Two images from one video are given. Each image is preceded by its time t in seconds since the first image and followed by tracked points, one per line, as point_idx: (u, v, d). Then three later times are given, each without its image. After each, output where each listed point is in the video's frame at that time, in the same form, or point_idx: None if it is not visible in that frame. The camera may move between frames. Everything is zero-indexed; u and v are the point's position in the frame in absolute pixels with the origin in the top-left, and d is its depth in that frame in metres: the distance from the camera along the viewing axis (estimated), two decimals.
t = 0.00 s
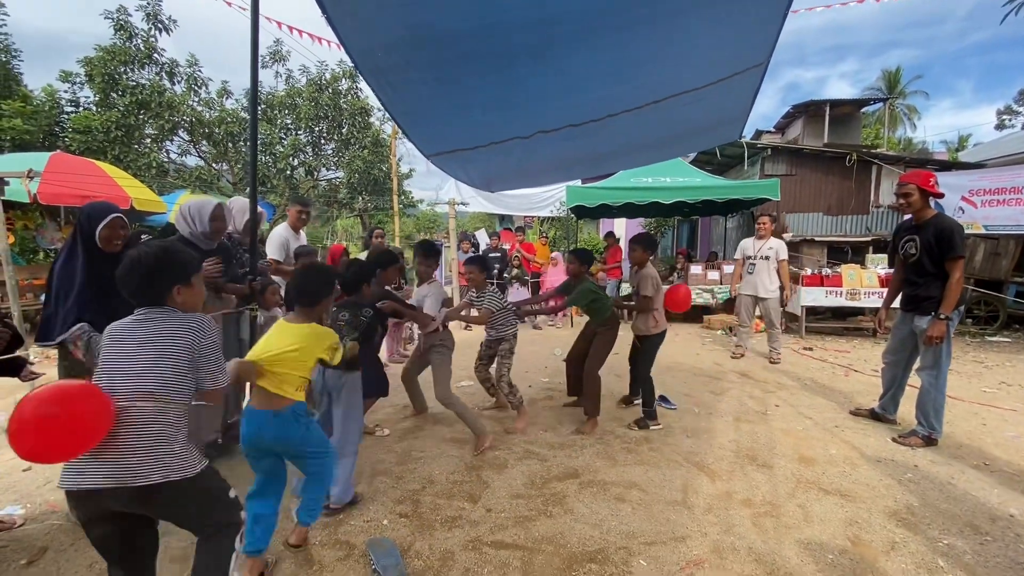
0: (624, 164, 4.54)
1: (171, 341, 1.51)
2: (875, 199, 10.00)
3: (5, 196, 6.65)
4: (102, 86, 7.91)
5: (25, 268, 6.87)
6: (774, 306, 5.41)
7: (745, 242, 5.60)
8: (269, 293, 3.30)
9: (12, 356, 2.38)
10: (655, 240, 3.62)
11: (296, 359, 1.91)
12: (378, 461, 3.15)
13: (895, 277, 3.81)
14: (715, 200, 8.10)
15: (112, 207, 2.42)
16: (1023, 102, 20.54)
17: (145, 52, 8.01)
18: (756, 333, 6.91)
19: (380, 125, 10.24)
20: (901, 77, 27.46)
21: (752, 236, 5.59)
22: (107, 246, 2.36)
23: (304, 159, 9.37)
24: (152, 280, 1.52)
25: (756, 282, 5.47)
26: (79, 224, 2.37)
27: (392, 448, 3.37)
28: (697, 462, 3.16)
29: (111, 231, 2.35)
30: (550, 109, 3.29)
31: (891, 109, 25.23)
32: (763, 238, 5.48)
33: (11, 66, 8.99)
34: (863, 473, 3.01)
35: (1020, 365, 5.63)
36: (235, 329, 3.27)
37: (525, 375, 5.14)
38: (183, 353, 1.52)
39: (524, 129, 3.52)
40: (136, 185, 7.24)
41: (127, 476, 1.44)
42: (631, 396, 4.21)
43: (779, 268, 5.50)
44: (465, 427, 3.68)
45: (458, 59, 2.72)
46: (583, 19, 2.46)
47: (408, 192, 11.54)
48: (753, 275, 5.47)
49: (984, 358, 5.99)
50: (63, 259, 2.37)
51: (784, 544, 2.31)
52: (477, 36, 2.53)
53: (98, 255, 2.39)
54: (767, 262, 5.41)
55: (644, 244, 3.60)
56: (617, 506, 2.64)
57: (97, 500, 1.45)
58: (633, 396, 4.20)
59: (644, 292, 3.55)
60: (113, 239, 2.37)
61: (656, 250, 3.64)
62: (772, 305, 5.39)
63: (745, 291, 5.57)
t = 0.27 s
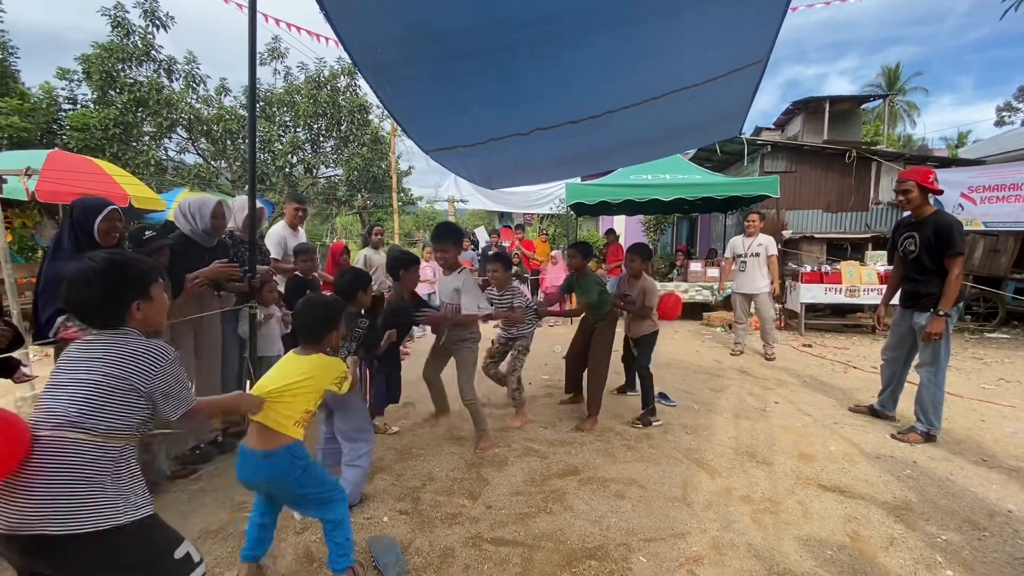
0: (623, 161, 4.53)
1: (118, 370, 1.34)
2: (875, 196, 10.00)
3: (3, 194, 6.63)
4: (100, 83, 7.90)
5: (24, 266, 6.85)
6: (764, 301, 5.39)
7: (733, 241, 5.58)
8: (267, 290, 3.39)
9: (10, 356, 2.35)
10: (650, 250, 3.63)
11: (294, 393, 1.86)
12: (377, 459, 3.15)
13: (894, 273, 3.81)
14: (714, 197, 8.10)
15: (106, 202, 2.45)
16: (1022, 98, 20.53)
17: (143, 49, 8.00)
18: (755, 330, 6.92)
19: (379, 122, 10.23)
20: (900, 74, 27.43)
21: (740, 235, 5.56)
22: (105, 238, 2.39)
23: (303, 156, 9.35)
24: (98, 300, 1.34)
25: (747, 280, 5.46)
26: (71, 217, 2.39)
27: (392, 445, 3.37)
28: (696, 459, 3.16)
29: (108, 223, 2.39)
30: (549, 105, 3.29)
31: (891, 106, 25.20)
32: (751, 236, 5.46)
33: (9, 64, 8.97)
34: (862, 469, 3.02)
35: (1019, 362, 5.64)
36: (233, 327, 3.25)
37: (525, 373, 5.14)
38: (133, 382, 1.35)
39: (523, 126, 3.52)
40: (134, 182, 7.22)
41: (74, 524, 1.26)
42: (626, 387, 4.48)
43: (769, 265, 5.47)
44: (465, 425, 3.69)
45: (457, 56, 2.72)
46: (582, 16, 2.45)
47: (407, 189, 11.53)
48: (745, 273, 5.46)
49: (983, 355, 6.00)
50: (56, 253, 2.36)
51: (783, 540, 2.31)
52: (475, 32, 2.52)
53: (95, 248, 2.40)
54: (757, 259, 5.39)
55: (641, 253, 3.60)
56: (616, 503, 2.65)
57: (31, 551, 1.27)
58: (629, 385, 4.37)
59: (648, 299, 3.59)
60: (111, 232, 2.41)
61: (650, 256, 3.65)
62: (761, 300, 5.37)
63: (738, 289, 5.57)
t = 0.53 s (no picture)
0: (622, 158, 4.53)
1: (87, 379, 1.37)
2: (873, 193, 10.01)
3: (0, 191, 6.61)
4: (97, 80, 7.86)
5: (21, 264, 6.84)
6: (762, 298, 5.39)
7: (728, 239, 5.53)
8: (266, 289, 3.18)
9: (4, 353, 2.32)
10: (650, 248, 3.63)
11: (236, 374, 1.85)
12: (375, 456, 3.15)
13: (891, 271, 3.81)
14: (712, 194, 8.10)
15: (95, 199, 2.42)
16: (1019, 96, 20.56)
17: (140, 46, 7.97)
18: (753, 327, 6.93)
19: (377, 119, 10.21)
20: (899, 71, 27.44)
21: (735, 233, 5.52)
22: (96, 236, 2.37)
23: (301, 154, 9.32)
24: (56, 314, 1.34)
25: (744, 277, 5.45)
26: (61, 215, 2.37)
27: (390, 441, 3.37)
28: (694, 456, 3.17)
29: (99, 221, 2.37)
30: (548, 102, 3.28)
31: (889, 104, 25.20)
32: (748, 234, 5.42)
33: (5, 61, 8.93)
34: (859, 466, 3.03)
35: (1016, 359, 5.66)
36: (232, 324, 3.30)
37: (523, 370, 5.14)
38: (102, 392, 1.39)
39: (521, 123, 3.51)
40: (131, 180, 7.20)
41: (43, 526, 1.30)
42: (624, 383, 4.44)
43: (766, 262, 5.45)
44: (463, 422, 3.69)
45: (455, 53, 2.71)
46: (580, 13, 2.45)
47: (405, 187, 11.51)
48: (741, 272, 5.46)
49: (980, 352, 6.02)
50: (46, 252, 2.34)
51: (779, 537, 2.32)
52: (473, 30, 2.52)
53: (86, 247, 2.38)
54: (754, 258, 5.38)
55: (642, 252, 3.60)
56: (614, 499, 2.66)
57: None
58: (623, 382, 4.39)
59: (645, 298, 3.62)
60: (101, 230, 2.39)
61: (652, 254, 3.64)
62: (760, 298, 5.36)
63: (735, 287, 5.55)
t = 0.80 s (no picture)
0: (619, 156, 4.53)
1: (91, 335, 1.68)
2: (870, 192, 10.03)
3: None
4: (93, 77, 7.83)
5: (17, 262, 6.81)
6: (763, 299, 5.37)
7: (733, 236, 5.44)
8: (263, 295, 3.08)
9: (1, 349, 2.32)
10: (648, 245, 3.61)
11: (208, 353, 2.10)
12: (372, 454, 3.15)
13: (888, 270, 3.82)
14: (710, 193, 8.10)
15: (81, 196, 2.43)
16: (1016, 95, 20.62)
17: (136, 43, 7.94)
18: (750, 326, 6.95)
19: (374, 117, 10.20)
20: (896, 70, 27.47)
21: (740, 230, 5.44)
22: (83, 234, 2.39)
23: (298, 152, 9.28)
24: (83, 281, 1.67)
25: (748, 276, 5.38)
26: (47, 214, 2.36)
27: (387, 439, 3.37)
28: (690, 453, 3.18)
29: (87, 217, 2.39)
30: (544, 101, 3.28)
31: (887, 103, 25.25)
32: (752, 232, 5.35)
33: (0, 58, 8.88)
34: (854, 463, 3.04)
35: (1011, 357, 5.68)
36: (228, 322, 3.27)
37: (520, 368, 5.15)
38: (98, 347, 1.69)
39: (517, 121, 3.51)
40: (127, 177, 7.18)
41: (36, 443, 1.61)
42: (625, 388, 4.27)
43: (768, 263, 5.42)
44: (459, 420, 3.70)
45: (451, 51, 2.70)
46: (576, 10, 2.45)
47: (403, 185, 11.50)
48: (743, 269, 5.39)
49: (975, 350, 6.04)
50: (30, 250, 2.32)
51: (774, 533, 2.33)
52: (469, 27, 2.51)
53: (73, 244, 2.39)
54: (756, 256, 5.33)
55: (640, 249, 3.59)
56: (610, 497, 2.66)
57: None
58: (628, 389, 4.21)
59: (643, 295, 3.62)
60: (88, 227, 2.41)
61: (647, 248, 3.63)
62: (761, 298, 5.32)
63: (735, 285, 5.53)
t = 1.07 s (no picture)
0: (616, 155, 4.53)
1: (126, 344, 2.13)
2: (866, 191, 10.07)
3: None
4: (89, 75, 7.80)
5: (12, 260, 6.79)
6: (763, 301, 5.37)
7: (735, 235, 5.41)
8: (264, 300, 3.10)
9: None
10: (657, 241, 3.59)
11: (220, 347, 2.42)
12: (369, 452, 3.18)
13: (883, 268, 3.83)
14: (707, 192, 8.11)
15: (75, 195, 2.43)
16: (1012, 95, 20.69)
17: (132, 41, 7.91)
18: (746, 324, 6.97)
19: (372, 116, 10.19)
20: (894, 70, 27.56)
21: (742, 229, 5.40)
22: (74, 232, 2.38)
23: (295, 150, 9.27)
24: (125, 298, 2.14)
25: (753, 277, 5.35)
26: (38, 214, 2.35)
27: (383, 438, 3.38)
28: (686, 452, 3.19)
29: (77, 216, 2.37)
30: (541, 100, 3.28)
31: (885, 103, 25.31)
32: (755, 231, 5.31)
33: None
34: (849, 461, 3.06)
35: (1005, 356, 5.71)
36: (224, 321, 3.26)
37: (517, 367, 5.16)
38: (128, 353, 2.13)
39: (514, 120, 3.51)
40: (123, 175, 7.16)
41: (81, 420, 2.10)
42: (618, 388, 4.23)
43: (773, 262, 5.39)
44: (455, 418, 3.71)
45: (447, 50, 2.70)
46: (573, 10, 2.45)
47: (401, 183, 11.49)
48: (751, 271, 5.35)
49: (970, 349, 6.07)
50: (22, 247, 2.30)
51: (769, 531, 2.34)
52: (465, 26, 2.51)
53: (63, 243, 2.38)
54: (761, 256, 5.27)
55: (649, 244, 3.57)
56: (605, 495, 2.67)
57: None
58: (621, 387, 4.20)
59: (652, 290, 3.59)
60: (79, 226, 2.39)
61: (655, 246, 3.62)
62: (764, 300, 5.33)
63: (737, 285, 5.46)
